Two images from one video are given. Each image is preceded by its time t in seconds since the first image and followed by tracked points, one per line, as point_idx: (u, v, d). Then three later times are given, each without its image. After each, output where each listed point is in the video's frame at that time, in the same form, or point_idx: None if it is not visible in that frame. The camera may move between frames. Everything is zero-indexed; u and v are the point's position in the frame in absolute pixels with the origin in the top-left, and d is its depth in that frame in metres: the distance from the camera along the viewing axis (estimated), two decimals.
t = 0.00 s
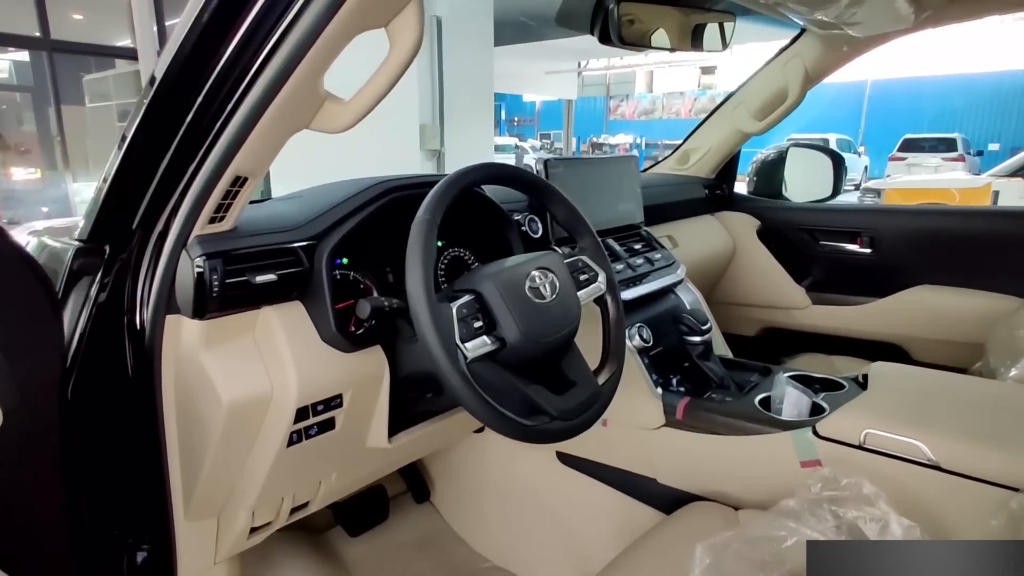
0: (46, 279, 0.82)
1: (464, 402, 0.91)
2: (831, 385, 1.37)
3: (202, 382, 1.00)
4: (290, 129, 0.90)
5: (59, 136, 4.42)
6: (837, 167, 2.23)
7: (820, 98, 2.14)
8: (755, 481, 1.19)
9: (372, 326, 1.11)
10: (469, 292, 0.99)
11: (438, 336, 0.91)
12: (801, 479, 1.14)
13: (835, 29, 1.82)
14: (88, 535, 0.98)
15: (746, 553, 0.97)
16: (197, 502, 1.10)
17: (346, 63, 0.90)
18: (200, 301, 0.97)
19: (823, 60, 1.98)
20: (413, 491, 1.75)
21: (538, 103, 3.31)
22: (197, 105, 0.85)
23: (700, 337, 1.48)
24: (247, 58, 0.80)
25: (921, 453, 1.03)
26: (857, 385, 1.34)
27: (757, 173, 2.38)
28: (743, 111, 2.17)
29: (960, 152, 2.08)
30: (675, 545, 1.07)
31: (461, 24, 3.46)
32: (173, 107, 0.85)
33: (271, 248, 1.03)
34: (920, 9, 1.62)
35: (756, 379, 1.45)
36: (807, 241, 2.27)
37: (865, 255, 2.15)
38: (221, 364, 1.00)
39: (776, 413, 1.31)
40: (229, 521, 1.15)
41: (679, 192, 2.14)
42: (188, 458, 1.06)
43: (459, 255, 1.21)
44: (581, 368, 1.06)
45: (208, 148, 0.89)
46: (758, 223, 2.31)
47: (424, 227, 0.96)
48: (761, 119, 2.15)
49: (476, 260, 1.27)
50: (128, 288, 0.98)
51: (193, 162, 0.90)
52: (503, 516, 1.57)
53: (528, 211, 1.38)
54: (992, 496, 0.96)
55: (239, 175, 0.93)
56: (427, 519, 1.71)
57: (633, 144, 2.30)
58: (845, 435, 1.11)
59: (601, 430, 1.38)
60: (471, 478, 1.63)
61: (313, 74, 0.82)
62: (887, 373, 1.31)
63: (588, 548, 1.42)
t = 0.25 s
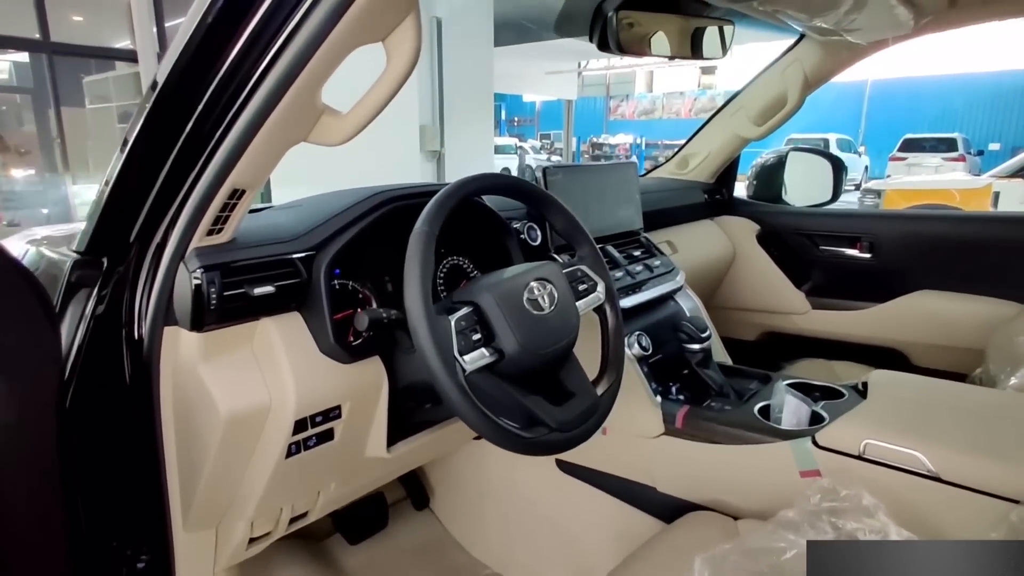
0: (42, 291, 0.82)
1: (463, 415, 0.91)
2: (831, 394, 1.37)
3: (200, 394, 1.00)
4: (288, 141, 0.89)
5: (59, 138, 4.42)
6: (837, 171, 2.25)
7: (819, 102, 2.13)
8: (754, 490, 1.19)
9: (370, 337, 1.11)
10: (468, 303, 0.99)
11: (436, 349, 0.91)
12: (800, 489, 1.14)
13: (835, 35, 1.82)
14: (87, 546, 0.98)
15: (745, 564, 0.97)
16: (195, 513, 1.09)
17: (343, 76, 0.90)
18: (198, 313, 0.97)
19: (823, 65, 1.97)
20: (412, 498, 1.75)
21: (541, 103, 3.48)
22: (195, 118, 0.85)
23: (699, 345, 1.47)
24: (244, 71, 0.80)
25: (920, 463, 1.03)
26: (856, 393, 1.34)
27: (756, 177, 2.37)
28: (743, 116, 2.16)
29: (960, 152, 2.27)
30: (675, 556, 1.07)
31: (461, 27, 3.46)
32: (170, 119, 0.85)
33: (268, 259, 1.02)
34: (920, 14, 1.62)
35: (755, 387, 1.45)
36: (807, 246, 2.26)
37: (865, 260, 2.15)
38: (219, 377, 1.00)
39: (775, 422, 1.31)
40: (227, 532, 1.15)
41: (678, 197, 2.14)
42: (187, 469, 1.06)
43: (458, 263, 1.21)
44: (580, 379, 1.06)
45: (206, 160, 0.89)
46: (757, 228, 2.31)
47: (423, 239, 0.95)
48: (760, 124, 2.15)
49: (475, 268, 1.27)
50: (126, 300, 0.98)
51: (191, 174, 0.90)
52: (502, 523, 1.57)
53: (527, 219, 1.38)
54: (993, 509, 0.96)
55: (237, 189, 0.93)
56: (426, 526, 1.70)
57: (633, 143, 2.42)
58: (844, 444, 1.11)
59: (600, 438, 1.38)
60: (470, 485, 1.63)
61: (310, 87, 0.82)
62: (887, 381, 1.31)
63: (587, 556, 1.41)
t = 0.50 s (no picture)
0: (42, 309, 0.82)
1: (462, 432, 0.91)
2: (830, 404, 1.38)
3: (199, 408, 1.01)
4: (288, 158, 0.90)
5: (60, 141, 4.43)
6: (837, 178, 2.26)
7: (818, 109, 2.13)
8: (754, 502, 1.19)
9: (369, 351, 1.11)
10: (467, 318, 0.99)
11: (436, 366, 0.90)
12: (800, 502, 1.14)
13: (834, 43, 1.83)
14: (86, 559, 0.99)
15: None
16: (195, 526, 1.10)
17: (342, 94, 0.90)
18: (197, 328, 0.98)
19: (822, 73, 1.98)
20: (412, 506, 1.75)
21: (538, 103, 3.14)
22: (192, 138, 0.85)
23: (699, 355, 1.47)
24: (244, 88, 0.80)
25: (919, 477, 1.03)
26: (856, 404, 1.34)
27: (756, 183, 2.38)
28: (742, 123, 2.16)
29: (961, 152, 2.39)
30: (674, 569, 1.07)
31: (461, 31, 3.46)
32: (167, 139, 0.85)
33: (265, 275, 1.03)
34: (920, 21, 1.63)
35: (755, 396, 1.45)
36: (806, 252, 2.27)
37: (864, 266, 2.15)
38: (219, 392, 1.01)
39: (774, 433, 1.31)
40: (227, 545, 1.15)
41: (677, 204, 2.14)
42: (186, 483, 1.06)
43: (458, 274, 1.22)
44: (579, 392, 1.06)
45: (205, 178, 0.89)
46: (756, 234, 2.32)
47: (422, 254, 0.94)
48: (760, 131, 2.15)
49: (475, 279, 1.27)
50: (125, 317, 0.98)
51: (189, 193, 0.90)
52: (502, 532, 1.57)
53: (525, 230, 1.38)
54: (993, 523, 0.96)
55: (236, 206, 0.94)
56: (427, 534, 1.71)
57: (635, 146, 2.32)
58: (843, 457, 1.11)
59: (600, 449, 1.38)
60: (470, 493, 1.63)
61: (309, 107, 0.82)
62: (887, 392, 1.32)
63: (586, 566, 1.41)
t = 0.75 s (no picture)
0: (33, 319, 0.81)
1: (456, 443, 0.90)
2: (824, 411, 1.40)
3: (191, 418, 1.02)
4: (283, 167, 0.90)
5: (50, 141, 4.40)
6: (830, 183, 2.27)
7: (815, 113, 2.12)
8: (748, 511, 1.18)
9: (362, 360, 1.11)
10: (462, 328, 0.98)
11: (431, 376, 0.90)
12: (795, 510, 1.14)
13: (827, 50, 1.84)
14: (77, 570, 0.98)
15: None
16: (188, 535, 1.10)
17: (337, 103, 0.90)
18: (191, 339, 0.97)
19: (816, 79, 1.99)
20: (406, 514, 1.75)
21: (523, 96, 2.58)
22: (186, 148, 0.85)
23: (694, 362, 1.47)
24: (239, 96, 0.79)
25: (913, 485, 1.03)
26: (850, 412, 1.36)
27: (751, 187, 2.39)
28: (737, 128, 2.17)
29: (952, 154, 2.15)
30: None
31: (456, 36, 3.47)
32: (160, 148, 0.84)
33: (260, 284, 1.03)
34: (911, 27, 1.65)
35: (750, 402, 1.46)
36: (800, 257, 2.28)
37: (858, 271, 2.16)
38: (211, 403, 1.01)
39: (769, 440, 1.32)
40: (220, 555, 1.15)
41: (672, 209, 2.14)
42: (180, 493, 1.06)
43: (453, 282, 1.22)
44: (575, 401, 1.05)
45: (199, 188, 0.88)
46: (751, 239, 2.33)
47: (417, 265, 0.94)
48: (754, 136, 2.15)
49: (470, 286, 1.27)
50: (117, 328, 0.98)
51: (183, 203, 0.90)
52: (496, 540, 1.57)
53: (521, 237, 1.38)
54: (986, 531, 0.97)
55: (230, 216, 0.93)
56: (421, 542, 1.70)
57: (629, 147, 2.26)
58: (837, 465, 1.11)
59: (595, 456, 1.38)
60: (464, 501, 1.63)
61: (304, 117, 0.82)
62: (880, 400, 1.33)
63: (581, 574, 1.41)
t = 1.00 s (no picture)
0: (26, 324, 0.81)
1: (451, 446, 0.90)
2: (812, 410, 1.43)
3: (182, 423, 1.01)
4: (275, 172, 0.90)
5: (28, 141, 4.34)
6: (816, 185, 2.29)
7: (802, 117, 2.14)
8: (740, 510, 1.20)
9: (356, 364, 1.11)
10: (456, 332, 0.99)
11: (426, 379, 0.90)
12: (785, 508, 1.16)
13: (814, 55, 1.87)
14: None
15: None
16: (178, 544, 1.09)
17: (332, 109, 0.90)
18: (183, 343, 0.97)
19: (802, 83, 2.01)
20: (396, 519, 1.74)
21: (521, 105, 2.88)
22: (177, 154, 0.85)
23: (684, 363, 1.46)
24: (231, 104, 0.80)
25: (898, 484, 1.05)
26: (838, 412, 1.39)
27: (738, 190, 2.40)
28: (725, 131, 2.19)
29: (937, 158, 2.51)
30: None
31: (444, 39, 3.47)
32: (152, 153, 0.84)
33: (253, 288, 1.03)
34: (895, 33, 1.71)
35: (740, 402, 1.48)
36: (787, 259, 2.30)
37: (844, 273, 2.19)
38: (203, 408, 1.01)
39: (758, 441, 1.33)
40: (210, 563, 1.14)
41: (662, 211, 2.16)
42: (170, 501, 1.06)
43: (446, 285, 1.22)
44: (568, 404, 1.06)
45: (190, 192, 0.88)
46: (739, 241, 2.36)
47: (411, 270, 0.94)
48: (741, 139, 2.17)
49: (462, 289, 1.28)
50: (107, 333, 0.97)
51: (174, 207, 0.90)
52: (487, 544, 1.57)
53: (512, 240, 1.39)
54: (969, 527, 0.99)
55: (222, 220, 0.93)
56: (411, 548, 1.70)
57: (616, 147, 2.41)
58: (825, 464, 1.13)
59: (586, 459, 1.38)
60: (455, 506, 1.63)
61: (297, 124, 0.82)
62: (867, 401, 1.37)
63: None
